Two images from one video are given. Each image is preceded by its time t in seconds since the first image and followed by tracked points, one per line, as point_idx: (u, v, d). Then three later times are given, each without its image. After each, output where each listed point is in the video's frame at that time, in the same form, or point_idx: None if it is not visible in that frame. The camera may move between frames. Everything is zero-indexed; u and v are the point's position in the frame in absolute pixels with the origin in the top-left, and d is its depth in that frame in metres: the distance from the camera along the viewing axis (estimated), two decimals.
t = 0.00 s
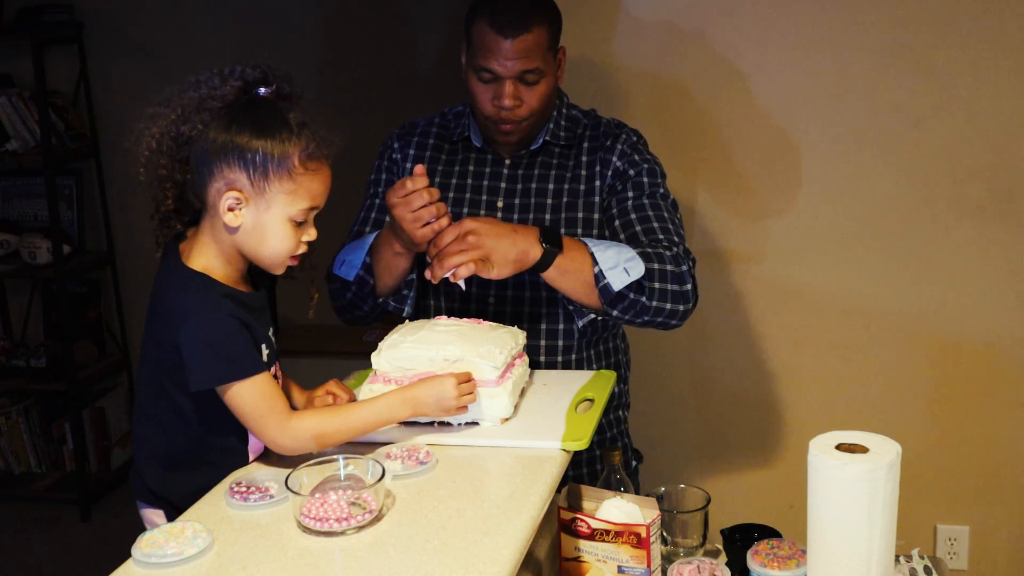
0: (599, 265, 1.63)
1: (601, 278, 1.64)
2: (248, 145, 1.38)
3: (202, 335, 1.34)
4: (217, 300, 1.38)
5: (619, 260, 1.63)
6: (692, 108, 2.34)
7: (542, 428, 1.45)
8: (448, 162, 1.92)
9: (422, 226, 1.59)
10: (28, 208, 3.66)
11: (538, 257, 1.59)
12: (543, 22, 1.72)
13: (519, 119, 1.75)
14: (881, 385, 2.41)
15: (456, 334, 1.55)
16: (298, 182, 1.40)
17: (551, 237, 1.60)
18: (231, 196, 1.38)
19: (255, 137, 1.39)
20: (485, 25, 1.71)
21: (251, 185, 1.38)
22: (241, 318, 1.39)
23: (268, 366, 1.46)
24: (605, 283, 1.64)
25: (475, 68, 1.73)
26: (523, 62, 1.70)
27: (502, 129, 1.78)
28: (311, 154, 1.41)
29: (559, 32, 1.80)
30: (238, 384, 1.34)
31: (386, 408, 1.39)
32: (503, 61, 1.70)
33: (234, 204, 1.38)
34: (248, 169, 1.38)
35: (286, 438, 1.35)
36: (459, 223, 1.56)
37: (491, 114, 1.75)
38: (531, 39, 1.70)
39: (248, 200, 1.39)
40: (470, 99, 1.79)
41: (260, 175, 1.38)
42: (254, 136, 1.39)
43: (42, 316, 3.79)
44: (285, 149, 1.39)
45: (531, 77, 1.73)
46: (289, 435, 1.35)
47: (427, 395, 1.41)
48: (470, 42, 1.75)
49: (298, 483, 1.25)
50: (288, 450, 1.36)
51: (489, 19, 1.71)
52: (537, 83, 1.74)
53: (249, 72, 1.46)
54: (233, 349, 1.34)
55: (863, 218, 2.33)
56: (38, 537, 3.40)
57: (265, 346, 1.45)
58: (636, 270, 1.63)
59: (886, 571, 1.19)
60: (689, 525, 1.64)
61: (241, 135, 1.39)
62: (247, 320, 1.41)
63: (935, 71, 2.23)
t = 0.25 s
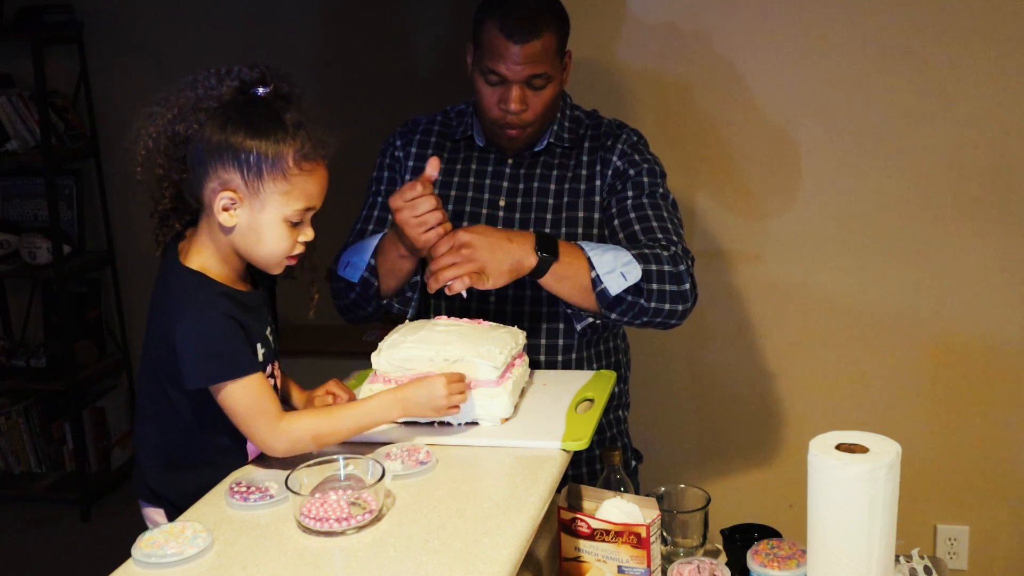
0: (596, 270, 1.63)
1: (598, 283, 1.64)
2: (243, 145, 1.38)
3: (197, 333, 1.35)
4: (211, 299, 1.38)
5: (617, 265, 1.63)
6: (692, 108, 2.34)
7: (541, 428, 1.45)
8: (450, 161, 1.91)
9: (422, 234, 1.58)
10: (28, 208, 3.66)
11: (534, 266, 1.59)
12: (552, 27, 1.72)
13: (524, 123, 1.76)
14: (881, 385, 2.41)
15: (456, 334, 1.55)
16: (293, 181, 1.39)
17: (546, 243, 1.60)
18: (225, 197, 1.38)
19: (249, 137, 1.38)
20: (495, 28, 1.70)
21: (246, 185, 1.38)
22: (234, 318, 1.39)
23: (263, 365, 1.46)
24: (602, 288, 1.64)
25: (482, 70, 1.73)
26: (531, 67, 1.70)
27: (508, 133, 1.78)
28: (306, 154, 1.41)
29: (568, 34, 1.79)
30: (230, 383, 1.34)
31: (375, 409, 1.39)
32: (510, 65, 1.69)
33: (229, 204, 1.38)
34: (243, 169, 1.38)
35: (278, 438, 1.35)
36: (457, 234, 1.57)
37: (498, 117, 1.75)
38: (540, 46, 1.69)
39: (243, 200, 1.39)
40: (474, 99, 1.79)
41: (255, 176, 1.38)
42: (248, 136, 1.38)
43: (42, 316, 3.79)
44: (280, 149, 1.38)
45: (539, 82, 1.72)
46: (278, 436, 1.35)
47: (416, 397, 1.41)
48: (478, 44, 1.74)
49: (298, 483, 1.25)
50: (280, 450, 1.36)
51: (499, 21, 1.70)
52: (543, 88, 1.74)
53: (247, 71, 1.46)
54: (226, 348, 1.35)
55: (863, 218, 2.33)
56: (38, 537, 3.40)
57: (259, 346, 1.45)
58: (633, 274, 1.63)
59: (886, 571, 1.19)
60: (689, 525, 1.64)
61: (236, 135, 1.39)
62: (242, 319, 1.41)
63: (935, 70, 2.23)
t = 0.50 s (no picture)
0: (593, 271, 1.63)
1: (595, 283, 1.64)
2: (244, 150, 1.38)
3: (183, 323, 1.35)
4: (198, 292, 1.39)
5: (613, 265, 1.63)
6: (693, 108, 2.34)
7: (541, 428, 1.45)
8: (452, 160, 1.91)
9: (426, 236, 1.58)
10: (28, 208, 3.66)
11: (529, 270, 1.59)
12: (564, 41, 1.71)
13: (533, 129, 1.76)
14: (881, 385, 2.41)
15: (456, 334, 1.55)
16: (296, 181, 1.39)
17: (541, 246, 1.61)
18: (231, 203, 1.38)
19: (249, 141, 1.38)
20: (507, 38, 1.69)
21: (250, 190, 1.38)
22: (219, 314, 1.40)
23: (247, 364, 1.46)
24: (599, 289, 1.64)
25: (493, 78, 1.73)
26: (541, 77, 1.69)
27: (517, 139, 1.79)
28: (306, 153, 1.40)
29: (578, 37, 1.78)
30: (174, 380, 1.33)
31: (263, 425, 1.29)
32: (522, 75, 1.69)
33: (235, 210, 1.38)
34: (246, 174, 1.38)
35: (184, 445, 1.32)
36: (458, 238, 1.58)
37: (507, 124, 1.75)
38: (551, 57, 1.69)
39: (249, 205, 1.38)
40: (483, 103, 1.78)
41: (257, 179, 1.37)
42: (247, 140, 1.38)
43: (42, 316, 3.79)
44: (280, 151, 1.38)
45: (549, 91, 1.72)
46: (187, 450, 1.32)
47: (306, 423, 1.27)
48: (489, 50, 1.74)
49: (298, 483, 1.25)
50: (184, 459, 1.33)
51: (511, 30, 1.69)
52: (553, 97, 1.73)
53: (244, 75, 1.46)
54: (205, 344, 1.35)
55: (863, 218, 2.33)
56: (38, 537, 3.40)
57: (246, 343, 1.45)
58: (630, 274, 1.63)
59: (886, 571, 1.19)
60: (689, 525, 1.64)
61: (237, 139, 1.39)
62: (228, 313, 1.42)
63: (935, 70, 2.24)
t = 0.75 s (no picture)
0: (592, 277, 1.63)
1: (594, 288, 1.63)
2: (250, 141, 1.38)
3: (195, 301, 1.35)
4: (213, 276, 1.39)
5: (612, 270, 1.63)
6: (693, 108, 2.34)
7: (541, 428, 1.45)
8: (454, 161, 1.91)
9: (426, 242, 1.57)
10: (28, 208, 3.66)
11: (525, 280, 1.59)
12: (567, 38, 1.71)
13: (535, 131, 1.76)
14: (881, 385, 2.41)
15: (457, 334, 1.55)
16: (304, 167, 1.39)
17: (539, 255, 1.61)
18: (241, 194, 1.38)
19: (255, 132, 1.38)
20: (509, 37, 1.69)
21: (259, 180, 1.38)
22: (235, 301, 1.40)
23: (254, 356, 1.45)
24: (599, 294, 1.64)
25: (496, 79, 1.72)
26: (545, 81, 1.69)
27: (516, 140, 1.79)
28: (312, 139, 1.40)
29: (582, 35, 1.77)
30: (170, 360, 1.29)
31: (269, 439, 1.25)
32: (526, 77, 1.68)
33: (246, 201, 1.39)
34: (254, 165, 1.38)
35: (160, 428, 1.26)
36: (459, 244, 1.56)
37: (508, 125, 1.75)
38: (556, 60, 1.68)
39: (258, 195, 1.39)
40: (486, 104, 1.78)
41: (266, 169, 1.38)
42: (253, 132, 1.39)
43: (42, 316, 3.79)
44: (286, 140, 1.38)
45: (552, 94, 1.72)
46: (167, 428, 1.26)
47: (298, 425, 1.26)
48: (493, 53, 1.73)
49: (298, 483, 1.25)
50: (155, 444, 1.26)
51: (514, 32, 1.69)
52: (557, 100, 1.74)
53: (244, 67, 1.46)
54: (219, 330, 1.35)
55: (863, 218, 2.33)
56: (38, 537, 3.40)
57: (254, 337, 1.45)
58: (628, 279, 1.63)
59: (886, 571, 1.19)
60: (689, 525, 1.64)
61: (242, 131, 1.39)
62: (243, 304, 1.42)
63: (935, 71, 2.24)
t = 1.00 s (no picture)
0: (592, 281, 1.63)
1: (594, 292, 1.64)
2: (255, 136, 1.39)
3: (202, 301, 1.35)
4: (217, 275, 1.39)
5: (612, 274, 1.63)
6: (693, 108, 2.34)
7: (541, 428, 1.45)
8: (454, 161, 1.91)
9: (426, 245, 1.58)
10: (28, 208, 3.66)
11: (524, 287, 1.59)
12: (573, 44, 1.71)
13: (535, 135, 1.76)
14: (881, 385, 2.41)
15: (457, 335, 1.55)
16: (307, 166, 1.40)
17: (539, 260, 1.61)
18: (243, 187, 1.38)
19: (261, 128, 1.39)
20: (513, 40, 1.69)
21: (262, 174, 1.38)
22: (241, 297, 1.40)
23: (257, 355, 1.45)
24: (599, 298, 1.64)
25: (499, 82, 1.72)
26: (549, 85, 1.69)
27: (517, 143, 1.79)
28: (318, 139, 1.41)
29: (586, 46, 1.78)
30: (174, 357, 1.29)
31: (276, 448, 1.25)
32: (529, 81, 1.68)
33: (247, 195, 1.38)
34: (258, 159, 1.38)
35: (165, 428, 1.26)
36: (459, 248, 1.56)
37: (510, 129, 1.75)
38: (559, 65, 1.69)
39: (260, 190, 1.39)
40: (487, 106, 1.78)
41: (270, 163, 1.38)
42: (259, 127, 1.39)
43: (42, 316, 3.79)
44: (291, 136, 1.39)
45: (555, 99, 1.72)
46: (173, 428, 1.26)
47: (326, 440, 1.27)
48: (495, 55, 1.73)
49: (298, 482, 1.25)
50: (159, 440, 1.26)
51: (519, 34, 1.69)
52: (559, 104, 1.74)
53: (252, 64, 1.47)
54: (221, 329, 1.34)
55: (863, 218, 2.33)
56: (39, 537, 3.40)
57: (257, 336, 1.44)
58: (628, 283, 1.63)
59: (886, 571, 1.19)
60: (689, 525, 1.64)
61: (247, 126, 1.40)
62: (247, 305, 1.41)
63: (936, 70, 2.24)
